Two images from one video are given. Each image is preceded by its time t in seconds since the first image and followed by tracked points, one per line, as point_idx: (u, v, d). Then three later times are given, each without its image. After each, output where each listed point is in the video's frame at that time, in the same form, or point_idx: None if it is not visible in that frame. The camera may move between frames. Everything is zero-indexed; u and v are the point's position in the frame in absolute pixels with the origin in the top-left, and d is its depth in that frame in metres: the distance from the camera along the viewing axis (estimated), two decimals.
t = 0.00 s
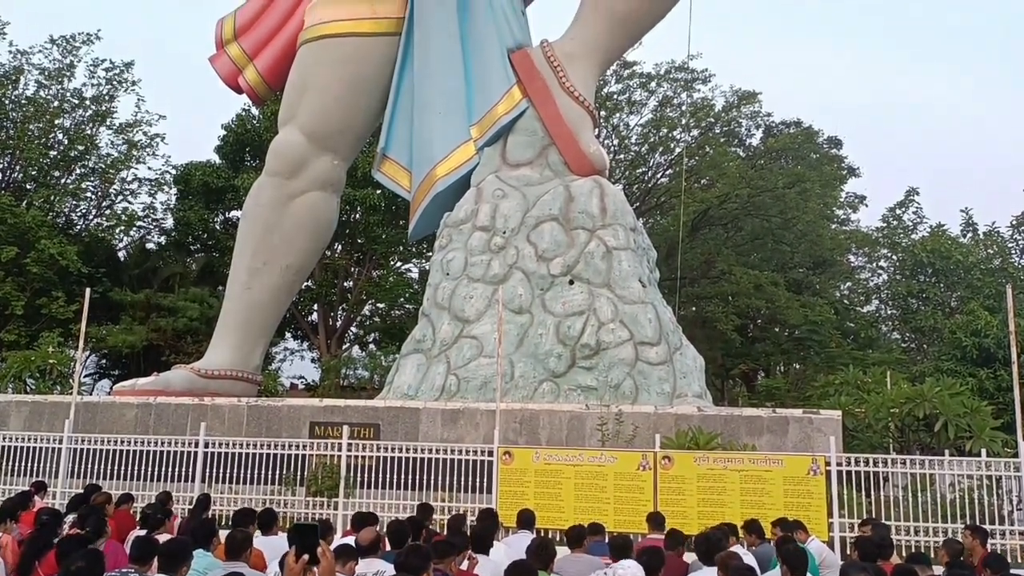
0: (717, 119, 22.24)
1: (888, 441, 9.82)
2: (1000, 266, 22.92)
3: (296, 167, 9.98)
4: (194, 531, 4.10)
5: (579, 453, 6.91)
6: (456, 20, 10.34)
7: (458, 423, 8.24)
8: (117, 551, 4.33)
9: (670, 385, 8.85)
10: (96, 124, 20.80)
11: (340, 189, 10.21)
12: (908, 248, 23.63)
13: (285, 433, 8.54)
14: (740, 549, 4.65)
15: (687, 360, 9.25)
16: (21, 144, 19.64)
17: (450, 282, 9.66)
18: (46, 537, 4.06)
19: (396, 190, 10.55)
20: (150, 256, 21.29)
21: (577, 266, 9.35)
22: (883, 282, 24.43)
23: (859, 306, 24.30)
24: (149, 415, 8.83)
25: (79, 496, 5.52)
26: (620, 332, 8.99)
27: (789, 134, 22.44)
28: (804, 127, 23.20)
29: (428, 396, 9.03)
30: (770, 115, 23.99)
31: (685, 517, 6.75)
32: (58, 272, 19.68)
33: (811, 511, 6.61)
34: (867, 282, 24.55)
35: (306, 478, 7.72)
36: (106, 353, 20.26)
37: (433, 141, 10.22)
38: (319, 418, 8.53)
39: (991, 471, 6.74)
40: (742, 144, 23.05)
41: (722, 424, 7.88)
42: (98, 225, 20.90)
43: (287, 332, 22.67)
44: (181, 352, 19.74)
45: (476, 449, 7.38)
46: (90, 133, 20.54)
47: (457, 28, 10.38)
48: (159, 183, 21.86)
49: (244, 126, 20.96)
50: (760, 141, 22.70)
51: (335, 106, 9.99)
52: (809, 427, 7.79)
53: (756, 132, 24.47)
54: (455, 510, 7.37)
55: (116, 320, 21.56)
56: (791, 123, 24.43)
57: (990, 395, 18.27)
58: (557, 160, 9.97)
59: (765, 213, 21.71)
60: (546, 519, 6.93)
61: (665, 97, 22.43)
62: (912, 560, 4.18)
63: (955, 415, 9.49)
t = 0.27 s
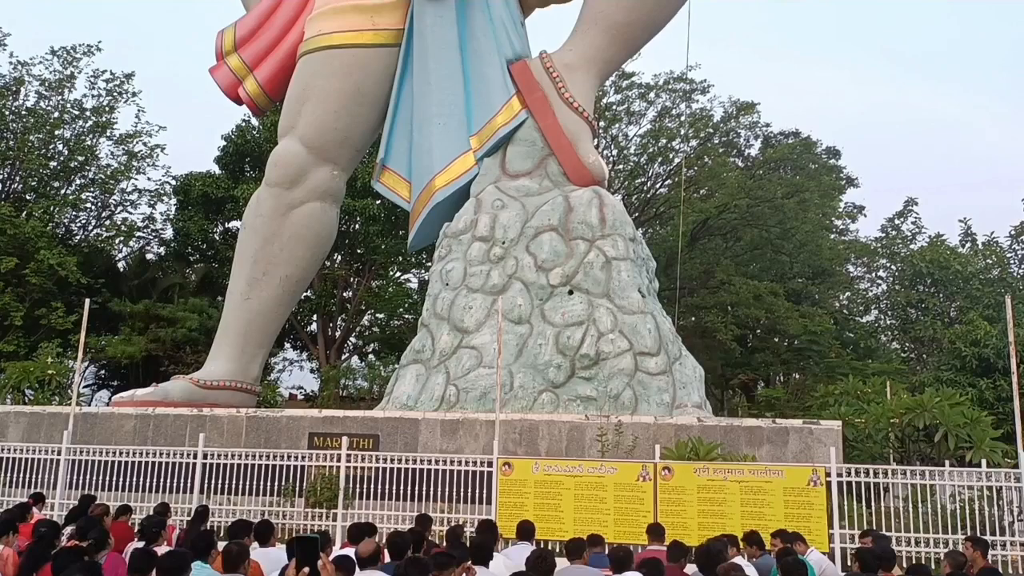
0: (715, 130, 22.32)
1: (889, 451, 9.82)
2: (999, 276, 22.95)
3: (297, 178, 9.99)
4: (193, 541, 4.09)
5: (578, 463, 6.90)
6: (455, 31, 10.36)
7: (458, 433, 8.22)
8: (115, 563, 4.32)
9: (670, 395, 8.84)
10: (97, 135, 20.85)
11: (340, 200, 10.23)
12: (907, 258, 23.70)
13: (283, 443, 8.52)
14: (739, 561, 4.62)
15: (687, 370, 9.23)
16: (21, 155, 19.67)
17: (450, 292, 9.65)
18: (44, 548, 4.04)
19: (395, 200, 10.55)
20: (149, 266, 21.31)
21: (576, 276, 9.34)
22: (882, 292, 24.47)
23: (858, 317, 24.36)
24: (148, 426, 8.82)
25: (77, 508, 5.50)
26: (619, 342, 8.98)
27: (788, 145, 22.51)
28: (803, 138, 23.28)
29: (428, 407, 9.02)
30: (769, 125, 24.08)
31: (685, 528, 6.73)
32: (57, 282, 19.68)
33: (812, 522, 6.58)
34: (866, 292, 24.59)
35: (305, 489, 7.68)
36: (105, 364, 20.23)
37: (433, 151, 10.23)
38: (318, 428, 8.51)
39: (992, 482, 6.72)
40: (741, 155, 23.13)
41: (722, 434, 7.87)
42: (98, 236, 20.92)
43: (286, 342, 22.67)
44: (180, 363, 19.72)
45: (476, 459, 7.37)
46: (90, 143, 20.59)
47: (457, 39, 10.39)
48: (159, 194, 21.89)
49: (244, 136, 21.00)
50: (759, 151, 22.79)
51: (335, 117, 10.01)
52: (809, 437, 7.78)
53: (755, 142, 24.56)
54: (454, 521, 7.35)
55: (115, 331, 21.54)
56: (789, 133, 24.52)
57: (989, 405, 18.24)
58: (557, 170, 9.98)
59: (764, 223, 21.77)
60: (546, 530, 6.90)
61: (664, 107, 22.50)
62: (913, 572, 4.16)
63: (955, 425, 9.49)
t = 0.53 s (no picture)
0: (714, 141, 22.40)
1: (888, 462, 9.79)
2: (997, 286, 22.99)
3: (296, 188, 10.00)
4: (192, 554, 4.08)
5: (578, 474, 6.89)
6: (454, 42, 10.35)
7: (457, 444, 8.20)
8: None
9: (669, 406, 8.82)
10: (96, 145, 20.89)
11: (339, 210, 10.24)
12: (905, 268, 23.75)
13: (282, 454, 8.50)
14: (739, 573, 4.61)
15: (686, 380, 9.22)
16: (21, 165, 19.69)
17: (449, 302, 9.65)
18: (41, 560, 4.02)
19: (395, 211, 10.55)
20: (148, 277, 21.32)
21: (575, 286, 9.35)
22: (881, 302, 24.50)
23: (857, 327, 24.38)
24: (146, 437, 8.80)
25: (75, 520, 5.48)
26: (619, 352, 8.97)
27: (787, 155, 22.58)
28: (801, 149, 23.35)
29: (427, 417, 8.99)
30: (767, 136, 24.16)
31: (685, 539, 6.71)
32: (56, 293, 19.67)
33: (812, 534, 6.56)
34: (865, 302, 24.63)
35: (303, 500, 7.66)
36: (103, 374, 20.20)
37: (432, 162, 10.23)
38: (317, 439, 8.50)
39: (992, 493, 6.71)
40: (739, 166, 23.19)
41: (721, 445, 7.85)
42: (97, 246, 20.93)
43: (285, 352, 22.66)
44: (178, 374, 19.70)
45: (475, 471, 7.36)
46: (90, 154, 20.63)
47: (456, 49, 10.39)
48: (159, 204, 21.92)
49: (243, 147, 21.03)
50: (757, 162, 22.86)
51: (335, 128, 10.03)
52: (808, 448, 7.78)
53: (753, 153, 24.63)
54: (452, 532, 7.32)
55: (113, 342, 21.51)
56: (787, 144, 24.60)
57: (989, 416, 18.22)
58: (556, 181, 9.99)
59: (763, 234, 21.80)
60: (545, 541, 6.88)
61: (662, 118, 22.57)
62: None
63: (954, 436, 9.49)
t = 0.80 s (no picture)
0: (713, 152, 22.47)
1: (889, 474, 9.76)
2: (997, 297, 23.00)
3: (296, 199, 10.01)
4: (191, 566, 4.07)
5: (577, 485, 6.87)
6: (455, 53, 10.36)
7: (456, 455, 8.19)
8: None
9: (670, 417, 8.81)
10: (97, 156, 20.93)
11: (339, 221, 10.26)
12: (905, 279, 23.79)
13: (281, 465, 8.48)
14: None
15: (686, 391, 9.20)
16: (21, 176, 19.70)
17: (449, 313, 9.65)
18: (39, 571, 4.01)
19: (395, 221, 10.54)
20: (148, 287, 21.34)
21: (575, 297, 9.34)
22: (880, 312, 24.52)
23: (857, 337, 24.37)
24: (145, 448, 8.78)
25: (74, 532, 5.47)
26: (619, 362, 8.96)
27: (786, 166, 22.64)
28: (800, 159, 23.41)
29: (426, 428, 8.97)
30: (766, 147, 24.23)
31: (685, 551, 6.69)
32: (56, 303, 19.67)
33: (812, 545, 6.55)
34: (865, 313, 24.64)
35: (302, 512, 7.65)
36: (102, 385, 20.17)
37: (432, 173, 10.25)
38: (316, 450, 8.48)
39: (993, 504, 6.69)
40: (738, 176, 23.24)
41: (721, 456, 7.84)
42: (97, 257, 20.95)
43: (284, 363, 22.64)
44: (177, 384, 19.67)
45: (474, 482, 7.34)
46: (90, 165, 20.68)
47: (456, 61, 10.40)
48: (159, 215, 21.94)
49: (244, 158, 21.07)
50: (757, 173, 22.91)
51: (335, 139, 10.05)
52: (809, 459, 7.77)
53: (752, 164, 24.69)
54: (452, 543, 7.30)
55: (112, 352, 21.49)
56: (787, 155, 24.66)
57: (989, 427, 18.19)
58: (555, 192, 10.00)
59: (763, 245, 21.83)
60: (545, 553, 6.86)
61: (662, 129, 22.64)
62: None
63: (955, 447, 9.47)
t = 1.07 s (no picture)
0: (713, 163, 22.54)
1: (889, 485, 9.73)
2: (997, 308, 23.01)
3: (297, 210, 10.02)
4: None
5: (578, 497, 6.85)
6: (455, 65, 10.38)
7: (456, 466, 8.17)
8: None
9: (670, 428, 8.78)
10: (98, 167, 20.99)
11: (339, 232, 10.26)
12: (905, 290, 23.84)
13: (280, 477, 8.46)
14: None
15: (686, 402, 9.18)
16: (22, 187, 19.72)
17: (448, 324, 9.64)
18: None
19: (395, 232, 10.54)
20: (148, 298, 21.36)
21: (575, 308, 9.33)
22: (880, 324, 24.53)
23: (857, 349, 24.37)
24: (144, 459, 8.75)
25: (73, 544, 5.44)
26: (619, 374, 8.94)
27: (786, 177, 22.70)
28: (800, 171, 23.48)
29: (426, 439, 8.95)
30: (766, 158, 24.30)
31: (686, 564, 6.66)
32: (56, 314, 19.67)
33: (813, 558, 6.52)
34: (865, 324, 24.65)
35: (302, 524, 7.63)
36: (102, 396, 20.14)
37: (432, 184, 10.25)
38: (315, 461, 8.46)
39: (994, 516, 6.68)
40: (738, 188, 23.31)
41: (722, 468, 7.82)
42: (97, 268, 20.97)
43: (284, 374, 22.63)
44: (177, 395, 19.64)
45: (474, 493, 7.32)
46: (91, 176, 20.73)
47: (457, 72, 10.42)
48: (159, 226, 21.98)
49: (245, 169, 21.12)
50: (757, 185, 22.98)
51: (336, 151, 10.07)
52: (810, 471, 7.75)
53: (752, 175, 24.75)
54: (452, 555, 7.28)
55: (112, 363, 21.48)
56: (786, 166, 24.72)
57: (990, 438, 18.15)
58: (555, 203, 10.01)
59: (763, 256, 21.85)
60: (545, 565, 6.84)
61: (662, 141, 22.71)
62: None
63: (956, 458, 9.45)
